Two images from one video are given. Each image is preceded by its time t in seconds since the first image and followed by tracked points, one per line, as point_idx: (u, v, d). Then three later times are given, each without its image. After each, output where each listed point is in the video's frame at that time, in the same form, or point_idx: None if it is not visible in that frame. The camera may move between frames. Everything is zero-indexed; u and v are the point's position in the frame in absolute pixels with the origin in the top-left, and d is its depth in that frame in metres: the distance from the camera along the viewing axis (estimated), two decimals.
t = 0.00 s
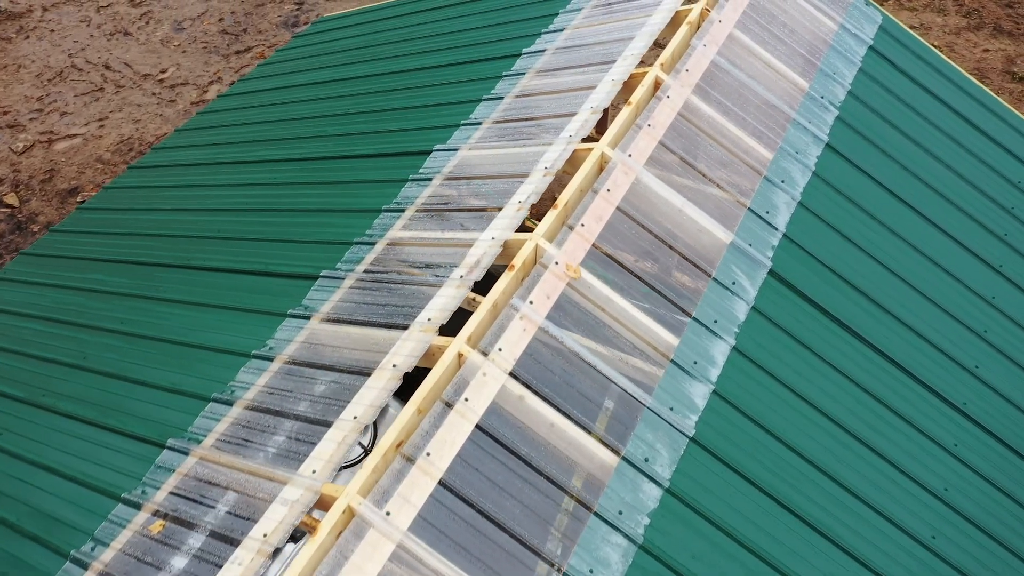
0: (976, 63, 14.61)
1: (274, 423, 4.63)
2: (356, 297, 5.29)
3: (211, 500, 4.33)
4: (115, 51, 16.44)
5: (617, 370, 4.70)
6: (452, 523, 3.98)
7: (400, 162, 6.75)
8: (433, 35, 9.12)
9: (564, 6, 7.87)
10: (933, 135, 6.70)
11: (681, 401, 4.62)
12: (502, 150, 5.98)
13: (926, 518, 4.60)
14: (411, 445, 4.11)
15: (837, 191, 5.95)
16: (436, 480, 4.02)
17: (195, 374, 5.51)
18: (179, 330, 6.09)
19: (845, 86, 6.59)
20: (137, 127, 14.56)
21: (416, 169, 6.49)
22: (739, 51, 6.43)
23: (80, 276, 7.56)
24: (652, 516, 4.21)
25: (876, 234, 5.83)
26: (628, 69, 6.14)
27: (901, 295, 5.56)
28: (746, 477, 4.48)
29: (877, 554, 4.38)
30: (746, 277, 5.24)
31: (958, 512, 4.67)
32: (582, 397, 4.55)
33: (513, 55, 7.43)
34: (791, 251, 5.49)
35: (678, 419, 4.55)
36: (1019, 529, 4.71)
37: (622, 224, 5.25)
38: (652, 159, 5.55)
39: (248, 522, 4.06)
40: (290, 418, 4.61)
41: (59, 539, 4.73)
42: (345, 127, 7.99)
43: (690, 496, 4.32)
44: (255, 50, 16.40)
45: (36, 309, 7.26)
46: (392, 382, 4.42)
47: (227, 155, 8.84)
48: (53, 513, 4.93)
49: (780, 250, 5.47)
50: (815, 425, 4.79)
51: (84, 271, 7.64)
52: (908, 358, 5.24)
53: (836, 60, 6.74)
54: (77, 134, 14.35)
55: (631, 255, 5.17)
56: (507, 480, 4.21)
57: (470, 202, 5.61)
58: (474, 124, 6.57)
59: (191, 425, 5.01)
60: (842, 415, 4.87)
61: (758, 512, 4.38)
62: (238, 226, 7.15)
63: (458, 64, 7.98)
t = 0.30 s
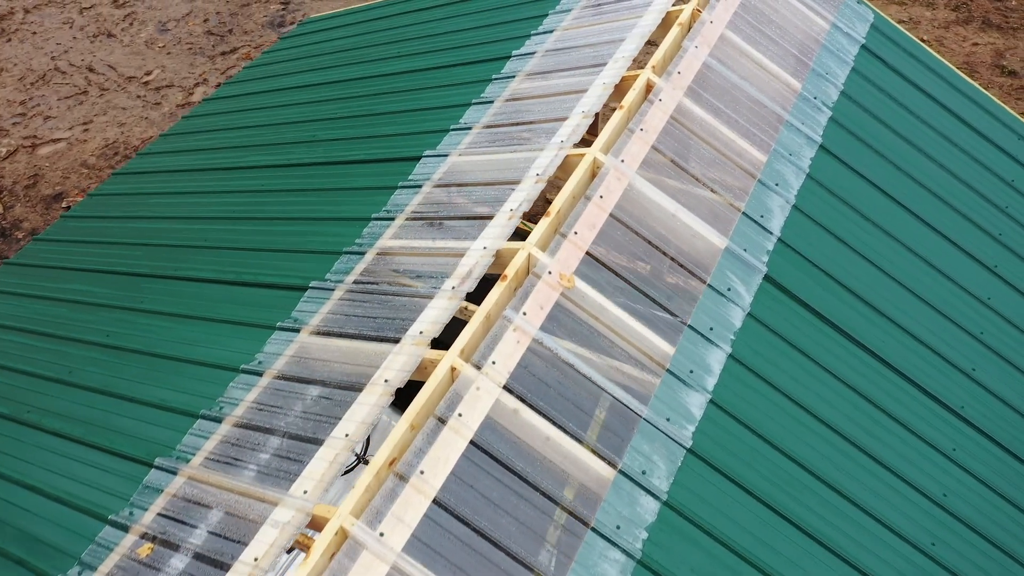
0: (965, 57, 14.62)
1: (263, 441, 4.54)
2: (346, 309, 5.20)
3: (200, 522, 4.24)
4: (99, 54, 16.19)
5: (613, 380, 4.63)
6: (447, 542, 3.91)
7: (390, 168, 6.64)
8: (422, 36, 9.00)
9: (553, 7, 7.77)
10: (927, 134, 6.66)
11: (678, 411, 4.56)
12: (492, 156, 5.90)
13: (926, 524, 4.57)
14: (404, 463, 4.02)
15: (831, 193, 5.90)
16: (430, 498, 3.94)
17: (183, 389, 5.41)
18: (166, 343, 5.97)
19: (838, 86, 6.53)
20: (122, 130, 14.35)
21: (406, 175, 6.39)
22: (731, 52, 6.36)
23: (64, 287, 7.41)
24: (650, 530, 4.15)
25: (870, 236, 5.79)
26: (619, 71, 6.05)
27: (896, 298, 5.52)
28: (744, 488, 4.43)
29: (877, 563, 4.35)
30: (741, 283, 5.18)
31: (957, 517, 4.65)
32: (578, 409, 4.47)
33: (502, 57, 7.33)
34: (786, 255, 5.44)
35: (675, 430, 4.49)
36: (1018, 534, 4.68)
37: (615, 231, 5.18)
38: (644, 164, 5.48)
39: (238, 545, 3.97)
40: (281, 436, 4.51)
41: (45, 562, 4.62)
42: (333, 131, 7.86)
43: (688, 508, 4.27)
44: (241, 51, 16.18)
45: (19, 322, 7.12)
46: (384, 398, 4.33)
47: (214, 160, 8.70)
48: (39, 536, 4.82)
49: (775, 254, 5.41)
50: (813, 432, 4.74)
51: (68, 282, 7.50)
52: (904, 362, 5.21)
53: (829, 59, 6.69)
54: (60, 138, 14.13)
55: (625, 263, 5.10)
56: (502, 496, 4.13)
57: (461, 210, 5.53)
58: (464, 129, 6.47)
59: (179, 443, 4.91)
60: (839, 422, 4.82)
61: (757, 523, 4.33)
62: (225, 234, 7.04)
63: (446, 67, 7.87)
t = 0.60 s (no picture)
0: (955, 51, 14.62)
1: (253, 460, 4.45)
2: (336, 322, 5.11)
3: (189, 546, 4.15)
4: (83, 56, 15.95)
5: (609, 391, 4.55)
6: (442, 563, 3.82)
7: (379, 175, 6.53)
8: (410, 38, 8.87)
9: (542, 8, 7.67)
10: (920, 134, 6.62)
11: (674, 423, 4.49)
12: (483, 163, 5.82)
13: (925, 532, 4.53)
14: (396, 482, 3.94)
15: (825, 195, 5.85)
16: (424, 519, 3.86)
17: (170, 406, 5.30)
18: (153, 357, 5.86)
19: (831, 86, 6.48)
20: (107, 134, 14.14)
21: (395, 182, 6.28)
22: (723, 54, 6.29)
23: (48, 299, 7.27)
24: (647, 545, 4.09)
25: (865, 239, 5.74)
26: (610, 75, 5.97)
27: (892, 302, 5.48)
28: (742, 499, 4.37)
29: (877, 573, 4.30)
30: (736, 290, 5.12)
31: (956, 524, 4.61)
32: (573, 423, 4.39)
33: (492, 59, 7.22)
34: (781, 260, 5.38)
35: (672, 442, 4.42)
36: (1017, 540, 4.66)
37: (609, 239, 5.11)
38: (637, 170, 5.41)
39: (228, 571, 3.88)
40: (271, 455, 4.42)
41: None
42: (322, 137, 7.74)
43: (686, 522, 4.20)
44: (227, 52, 15.95)
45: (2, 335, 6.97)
46: (375, 416, 4.25)
47: (201, 166, 8.56)
48: (25, 560, 4.72)
49: (770, 259, 5.35)
50: (811, 440, 4.69)
51: (52, 293, 7.35)
52: (901, 366, 5.17)
53: (821, 60, 6.64)
54: (44, 143, 13.90)
55: (619, 271, 5.03)
56: (497, 514, 4.06)
57: (452, 219, 5.45)
58: (454, 135, 6.38)
59: (167, 463, 4.80)
60: (837, 429, 4.78)
61: (756, 535, 4.27)
62: (212, 244, 6.93)
63: (435, 70, 7.76)
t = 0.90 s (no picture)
0: (945, 46, 14.61)
1: (241, 480, 4.36)
2: (324, 336, 5.02)
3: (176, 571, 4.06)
4: (65, 59, 15.69)
5: (603, 404, 4.49)
6: None
7: (368, 182, 6.43)
8: (398, 41, 8.74)
9: (530, 10, 7.58)
10: (912, 134, 6.58)
11: (670, 434, 4.43)
12: (472, 170, 5.73)
13: (923, 540, 4.49)
14: (388, 502, 3.85)
15: (818, 199, 5.80)
16: (416, 540, 3.79)
17: (157, 423, 5.20)
18: (139, 372, 5.75)
19: (822, 87, 6.43)
20: (91, 139, 13.92)
21: (383, 190, 6.18)
22: (713, 56, 6.22)
23: (31, 312, 7.12)
24: (644, 561, 4.03)
25: (859, 242, 5.69)
26: (600, 78, 5.89)
27: (887, 306, 5.43)
28: (740, 512, 4.31)
29: None
30: (731, 297, 5.06)
31: (954, 531, 4.58)
32: (567, 437, 4.32)
33: (480, 63, 7.12)
34: (775, 266, 5.33)
35: (667, 454, 4.36)
36: (1016, 546, 4.63)
37: (601, 247, 5.04)
38: (628, 176, 5.34)
39: None
40: (259, 476, 4.33)
41: None
42: (309, 143, 7.61)
43: (683, 536, 4.15)
44: (213, 53, 15.73)
45: None
46: (366, 434, 4.17)
47: (187, 173, 8.41)
48: None
49: (764, 265, 5.30)
50: (807, 449, 4.63)
51: (35, 305, 7.20)
52: (897, 371, 5.13)
53: (812, 60, 6.59)
54: (27, 149, 13.68)
55: (612, 280, 4.96)
56: (491, 532, 3.98)
57: (441, 229, 5.36)
58: (442, 141, 6.28)
59: (153, 483, 4.70)
60: (834, 437, 4.73)
61: (755, 548, 4.22)
62: (199, 254, 6.81)
63: (423, 74, 7.64)
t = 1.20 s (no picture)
0: (933, 40, 14.60)
1: (227, 502, 4.27)
2: (311, 351, 4.92)
3: None
4: (46, 62, 15.44)
5: (595, 416, 4.42)
6: None
7: (354, 190, 6.32)
8: (384, 44, 8.61)
9: (517, 11, 7.48)
10: (903, 134, 6.54)
11: (663, 446, 4.36)
12: (460, 178, 5.64)
13: (921, 548, 4.44)
14: (377, 524, 3.77)
15: (810, 202, 5.75)
16: (406, 562, 3.70)
17: (141, 442, 5.09)
18: (123, 389, 5.64)
19: (812, 89, 6.38)
20: (74, 144, 13.69)
21: (370, 198, 6.08)
22: (703, 58, 6.16)
23: (11, 326, 6.97)
24: None
25: (851, 245, 5.65)
26: (589, 83, 5.81)
27: (880, 310, 5.39)
28: (735, 524, 4.25)
29: None
30: (723, 304, 5.00)
31: (952, 538, 4.53)
32: (559, 452, 4.24)
33: (467, 66, 7.02)
34: (767, 271, 5.27)
35: (661, 467, 4.29)
36: (1014, 551, 4.58)
37: (591, 256, 4.96)
38: (618, 183, 5.27)
39: None
40: (245, 497, 4.24)
41: None
42: (294, 150, 7.49)
43: (679, 551, 4.07)
44: (196, 55, 15.51)
45: None
46: (355, 453, 4.09)
47: (171, 181, 8.26)
48: None
49: (756, 271, 5.24)
50: (802, 458, 4.58)
51: (16, 319, 7.05)
52: (891, 377, 5.09)
53: (801, 61, 6.54)
54: (9, 155, 13.44)
55: (603, 290, 4.89)
56: (483, 552, 3.90)
57: (429, 239, 5.27)
58: (429, 147, 6.19)
59: (138, 505, 4.60)
60: (829, 445, 4.67)
61: (751, 561, 4.14)
62: (183, 265, 6.69)
63: (410, 78, 7.53)
